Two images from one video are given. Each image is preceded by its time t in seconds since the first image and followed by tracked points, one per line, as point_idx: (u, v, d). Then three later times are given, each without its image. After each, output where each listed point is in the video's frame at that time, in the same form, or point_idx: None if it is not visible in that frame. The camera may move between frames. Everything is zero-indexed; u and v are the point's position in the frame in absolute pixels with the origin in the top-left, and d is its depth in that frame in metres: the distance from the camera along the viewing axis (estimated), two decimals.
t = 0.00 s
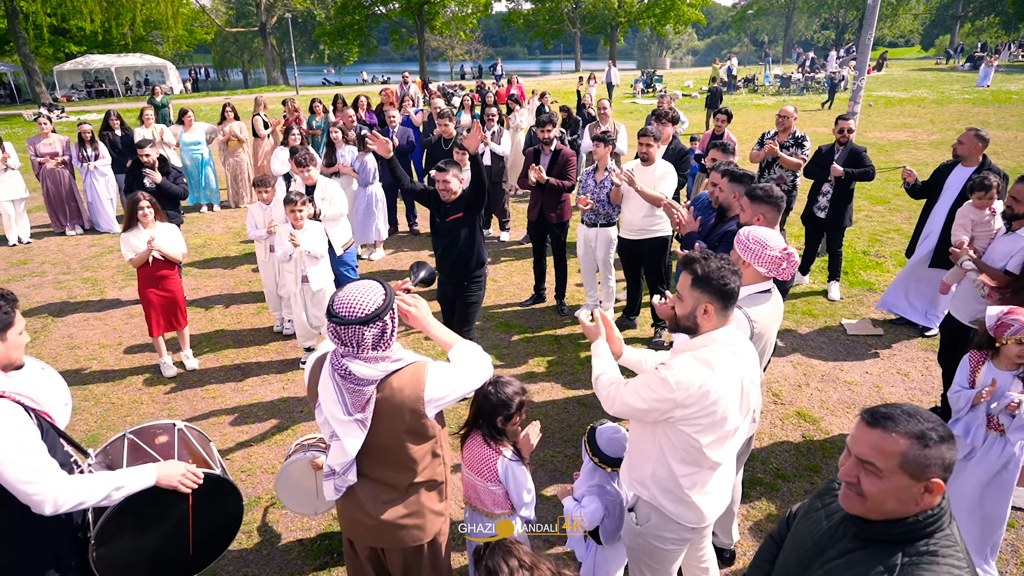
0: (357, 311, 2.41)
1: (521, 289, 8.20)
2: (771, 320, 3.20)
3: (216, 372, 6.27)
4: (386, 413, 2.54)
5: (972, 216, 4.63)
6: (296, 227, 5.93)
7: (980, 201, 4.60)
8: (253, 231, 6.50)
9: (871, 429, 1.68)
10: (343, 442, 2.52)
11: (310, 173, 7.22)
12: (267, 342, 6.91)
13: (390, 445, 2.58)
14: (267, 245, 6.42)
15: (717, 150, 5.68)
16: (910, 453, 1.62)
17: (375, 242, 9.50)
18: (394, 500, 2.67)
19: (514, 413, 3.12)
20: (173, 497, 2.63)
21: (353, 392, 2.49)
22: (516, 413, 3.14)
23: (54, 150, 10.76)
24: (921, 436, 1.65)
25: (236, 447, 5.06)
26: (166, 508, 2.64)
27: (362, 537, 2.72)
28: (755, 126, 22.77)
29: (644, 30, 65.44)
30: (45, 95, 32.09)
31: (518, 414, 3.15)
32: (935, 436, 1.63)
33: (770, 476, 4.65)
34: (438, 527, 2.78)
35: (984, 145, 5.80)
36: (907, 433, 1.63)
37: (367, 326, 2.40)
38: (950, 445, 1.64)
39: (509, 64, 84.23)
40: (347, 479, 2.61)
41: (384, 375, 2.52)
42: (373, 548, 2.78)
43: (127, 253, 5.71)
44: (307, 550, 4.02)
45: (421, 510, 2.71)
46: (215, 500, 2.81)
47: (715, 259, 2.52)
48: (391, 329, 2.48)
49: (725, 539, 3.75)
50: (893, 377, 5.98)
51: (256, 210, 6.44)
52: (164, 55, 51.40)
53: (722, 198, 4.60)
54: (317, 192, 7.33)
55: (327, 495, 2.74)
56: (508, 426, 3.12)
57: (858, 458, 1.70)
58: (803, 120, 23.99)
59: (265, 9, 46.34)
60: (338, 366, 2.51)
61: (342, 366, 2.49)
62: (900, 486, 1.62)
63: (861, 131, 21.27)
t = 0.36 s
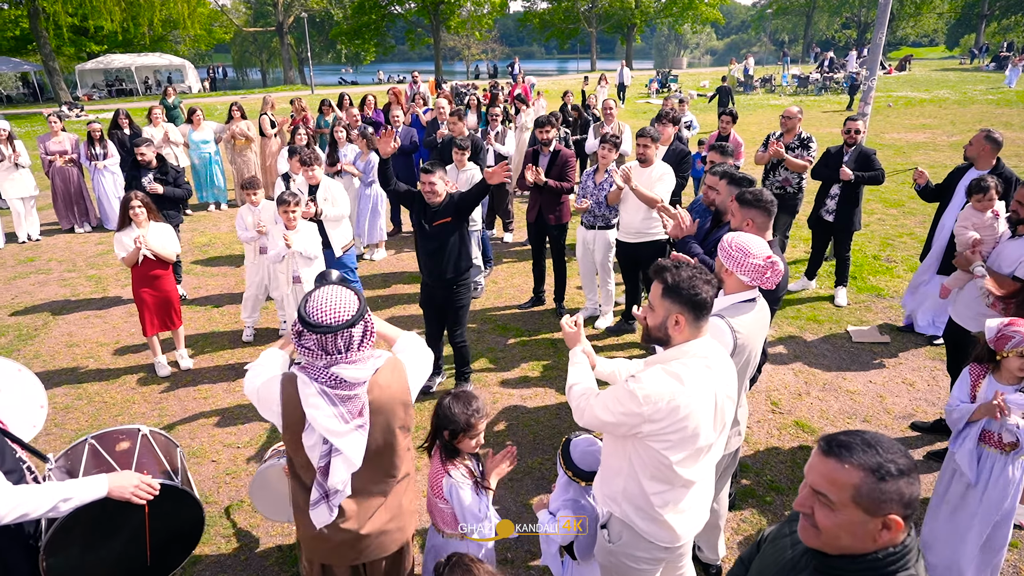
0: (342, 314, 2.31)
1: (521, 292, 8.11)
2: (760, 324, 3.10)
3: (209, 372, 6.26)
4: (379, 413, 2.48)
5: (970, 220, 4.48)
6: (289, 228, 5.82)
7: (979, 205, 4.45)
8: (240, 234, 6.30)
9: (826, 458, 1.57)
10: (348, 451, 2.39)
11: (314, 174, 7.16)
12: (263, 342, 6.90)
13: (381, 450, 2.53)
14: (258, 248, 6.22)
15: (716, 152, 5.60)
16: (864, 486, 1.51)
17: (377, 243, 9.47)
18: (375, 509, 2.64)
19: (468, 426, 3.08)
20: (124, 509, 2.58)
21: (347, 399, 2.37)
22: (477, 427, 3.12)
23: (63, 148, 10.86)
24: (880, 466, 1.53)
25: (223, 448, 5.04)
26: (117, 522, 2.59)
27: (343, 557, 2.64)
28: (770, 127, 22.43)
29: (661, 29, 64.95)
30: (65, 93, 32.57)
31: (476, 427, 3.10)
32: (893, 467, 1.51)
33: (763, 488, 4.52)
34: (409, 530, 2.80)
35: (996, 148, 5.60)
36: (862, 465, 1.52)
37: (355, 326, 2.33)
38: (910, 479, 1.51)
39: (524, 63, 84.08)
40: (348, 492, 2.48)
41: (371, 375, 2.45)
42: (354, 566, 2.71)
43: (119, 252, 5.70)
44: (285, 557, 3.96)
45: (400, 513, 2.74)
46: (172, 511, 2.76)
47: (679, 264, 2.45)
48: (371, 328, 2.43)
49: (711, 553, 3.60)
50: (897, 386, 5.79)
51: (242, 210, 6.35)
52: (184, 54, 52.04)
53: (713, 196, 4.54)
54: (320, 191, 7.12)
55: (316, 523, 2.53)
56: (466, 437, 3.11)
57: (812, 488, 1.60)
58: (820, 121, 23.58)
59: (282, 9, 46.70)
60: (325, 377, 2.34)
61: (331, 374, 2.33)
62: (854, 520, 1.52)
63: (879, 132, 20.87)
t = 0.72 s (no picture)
0: (310, 314, 2.18)
1: (515, 291, 8.04)
2: (738, 325, 3.04)
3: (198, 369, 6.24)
4: (346, 404, 2.43)
5: (960, 220, 4.41)
6: (276, 225, 5.78)
7: (970, 205, 4.37)
8: (208, 236, 6.09)
9: (764, 472, 1.50)
10: (318, 447, 2.30)
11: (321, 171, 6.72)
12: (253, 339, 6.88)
13: (343, 442, 2.46)
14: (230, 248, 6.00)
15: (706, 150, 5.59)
16: (800, 504, 1.43)
17: (373, 241, 9.44)
18: (337, 504, 2.55)
19: (421, 437, 3.02)
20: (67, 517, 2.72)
21: (314, 397, 2.28)
22: (439, 434, 3.07)
23: (64, 145, 10.91)
24: (819, 483, 1.45)
25: (206, 447, 5.02)
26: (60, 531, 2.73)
27: (302, 560, 2.50)
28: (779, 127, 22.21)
29: (673, 29, 64.58)
30: (78, 92, 32.87)
31: (432, 438, 3.04)
32: (832, 485, 1.43)
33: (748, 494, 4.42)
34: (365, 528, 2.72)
35: (1001, 148, 5.42)
36: (799, 481, 1.45)
37: (327, 325, 2.21)
38: (850, 497, 1.43)
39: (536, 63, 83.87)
40: (317, 488, 2.39)
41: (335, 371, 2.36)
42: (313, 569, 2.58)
43: (107, 248, 5.69)
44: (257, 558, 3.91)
45: (359, 509, 2.66)
46: (116, 517, 2.88)
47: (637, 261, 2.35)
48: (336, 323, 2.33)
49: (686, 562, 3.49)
50: (894, 391, 5.65)
51: (215, 211, 6.16)
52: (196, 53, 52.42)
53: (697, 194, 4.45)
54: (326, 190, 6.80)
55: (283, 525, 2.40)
56: (421, 446, 3.04)
57: (751, 503, 1.53)
58: (830, 121, 23.31)
59: (293, 8, 46.90)
60: (290, 376, 2.22)
61: (297, 374, 2.22)
62: (790, 539, 1.45)
63: (889, 133, 20.60)
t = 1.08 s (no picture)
0: (223, 319, 2.21)
1: (510, 291, 8.02)
2: (703, 326, 3.03)
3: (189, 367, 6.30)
4: (262, 415, 2.41)
5: (947, 223, 4.35)
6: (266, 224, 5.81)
7: (958, 208, 4.30)
8: (195, 233, 6.22)
9: (685, 483, 1.55)
10: (217, 454, 2.36)
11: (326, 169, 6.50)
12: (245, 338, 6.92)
13: (269, 451, 2.47)
14: (216, 244, 6.19)
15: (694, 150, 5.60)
16: (715, 515, 1.48)
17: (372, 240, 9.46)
18: (269, 508, 2.58)
19: (377, 477, 2.86)
20: (29, 513, 2.83)
21: (223, 400, 2.32)
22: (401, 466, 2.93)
23: (71, 144, 11.05)
24: (740, 494, 1.49)
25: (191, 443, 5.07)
26: (23, 527, 2.84)
27: (237, 552, 2.62)
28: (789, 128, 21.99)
29: (686, 29, 64.20)
30: (93, 92, 33.28)
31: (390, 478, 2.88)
32: (750, 497, 1.46)
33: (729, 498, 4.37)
34: (311, 530, 2.72)
35: (1001, 150, 5.24)
36: (715, 492, 1.49)
37: (237, 334, 2.21)
38: (766, 509, 1.47)
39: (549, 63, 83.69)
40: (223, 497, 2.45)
41: (256, 379, 2.36)
42: (252, 563, 2.69)
43: (98, 243, 5.73)
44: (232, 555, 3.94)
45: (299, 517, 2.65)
46: (77, 513, 3.00)
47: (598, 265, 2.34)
48: (264, 332, 2.32)
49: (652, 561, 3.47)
50: (886, 395, 5.57)
51: (201, 209, 6.23)
52: (210, 52, 52.83)
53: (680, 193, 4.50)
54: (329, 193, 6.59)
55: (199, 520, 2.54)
56: (376, 485, 2.88)
57: (672, 514, 1.59)
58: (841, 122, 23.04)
59: (306, 8, 47.13)
60: (204, 374, 2.30)
61: (208, 373, 2.28)
62: (707, 549, 1.50)
63: (902, 133, 20.29)
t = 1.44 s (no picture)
0: (137, 316, 2.29)
1: (511, 292, 7.99)
2: (680, 331, 3.00)
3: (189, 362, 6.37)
4: (185, 414, 2.45)
5: (951, 224, 4.17)
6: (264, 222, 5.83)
7: (962, 209, 4.14)
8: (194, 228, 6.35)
9: (608, 496, 1.62)
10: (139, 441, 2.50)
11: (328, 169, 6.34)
12: (245, 334, 6.99)
13: (198, 453, 2.48)
14: (215, 242, 6.25)
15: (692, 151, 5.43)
16: (631, 527, 1.55)
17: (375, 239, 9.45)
18: (208, 512, 2.57)
19: (344, 518, 2.83)
20: (16, 493, 2.83)
21: (149, 392, 2.43)
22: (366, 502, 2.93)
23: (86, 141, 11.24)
24: (658, 509, 1.54)
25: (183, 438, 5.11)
26: (9, 504, 2.83)
27: (187, 545, 2.65)
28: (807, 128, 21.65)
29: (708, 29, 63.66)
30: (117, 90, 33.91)
31: (355, 516, 2.87)
32: (667, 511, 1.52)
33: (717, 505, 4.29)
34: (262, 545, 2.65)
35: (1012, 150, 5.05)
36: (633, 506, 1.56)
37: (149, 332, 2.30)
38: (682, 525, 1.52)
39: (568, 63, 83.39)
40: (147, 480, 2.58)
41: (179, 377, 2.42)
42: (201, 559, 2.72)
43: (99, 239, 5.81)
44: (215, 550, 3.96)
45: (239, 529, 2.58)
46: (65, 494, 2.99)
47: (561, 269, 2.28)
48: (185, 332, 2.37)
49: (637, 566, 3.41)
50: (888, 403, 5.42)
51: (200, 205, 6.30)
52: (233, 51, 53.50)
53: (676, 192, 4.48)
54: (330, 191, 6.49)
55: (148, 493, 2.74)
56: (340, 525, 2.84)
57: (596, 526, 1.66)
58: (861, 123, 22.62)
59: (326, 8, 47.46)
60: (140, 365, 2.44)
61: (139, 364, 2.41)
62: (624, 563, 1.58)
63: (925, 135, 19.81)
